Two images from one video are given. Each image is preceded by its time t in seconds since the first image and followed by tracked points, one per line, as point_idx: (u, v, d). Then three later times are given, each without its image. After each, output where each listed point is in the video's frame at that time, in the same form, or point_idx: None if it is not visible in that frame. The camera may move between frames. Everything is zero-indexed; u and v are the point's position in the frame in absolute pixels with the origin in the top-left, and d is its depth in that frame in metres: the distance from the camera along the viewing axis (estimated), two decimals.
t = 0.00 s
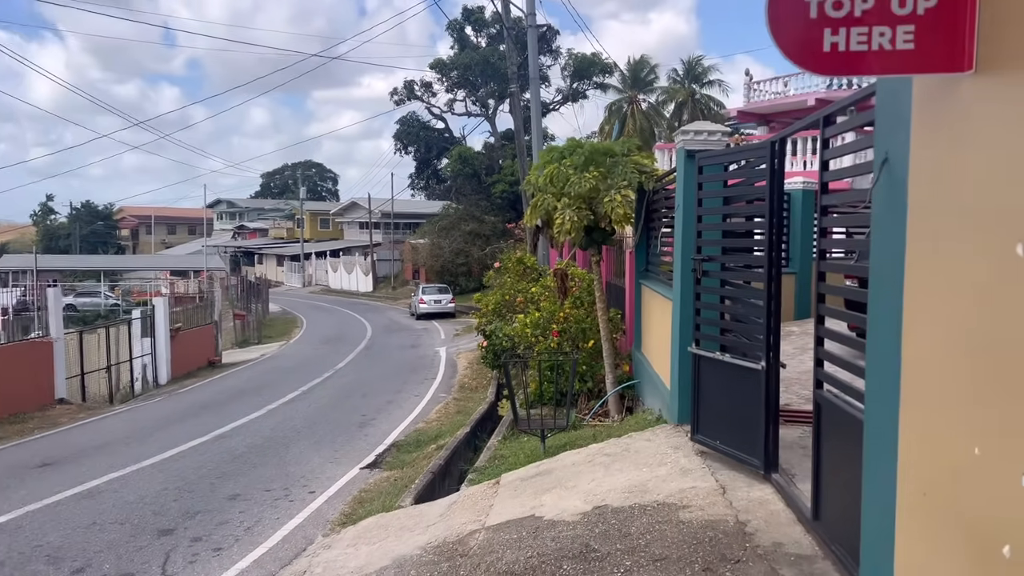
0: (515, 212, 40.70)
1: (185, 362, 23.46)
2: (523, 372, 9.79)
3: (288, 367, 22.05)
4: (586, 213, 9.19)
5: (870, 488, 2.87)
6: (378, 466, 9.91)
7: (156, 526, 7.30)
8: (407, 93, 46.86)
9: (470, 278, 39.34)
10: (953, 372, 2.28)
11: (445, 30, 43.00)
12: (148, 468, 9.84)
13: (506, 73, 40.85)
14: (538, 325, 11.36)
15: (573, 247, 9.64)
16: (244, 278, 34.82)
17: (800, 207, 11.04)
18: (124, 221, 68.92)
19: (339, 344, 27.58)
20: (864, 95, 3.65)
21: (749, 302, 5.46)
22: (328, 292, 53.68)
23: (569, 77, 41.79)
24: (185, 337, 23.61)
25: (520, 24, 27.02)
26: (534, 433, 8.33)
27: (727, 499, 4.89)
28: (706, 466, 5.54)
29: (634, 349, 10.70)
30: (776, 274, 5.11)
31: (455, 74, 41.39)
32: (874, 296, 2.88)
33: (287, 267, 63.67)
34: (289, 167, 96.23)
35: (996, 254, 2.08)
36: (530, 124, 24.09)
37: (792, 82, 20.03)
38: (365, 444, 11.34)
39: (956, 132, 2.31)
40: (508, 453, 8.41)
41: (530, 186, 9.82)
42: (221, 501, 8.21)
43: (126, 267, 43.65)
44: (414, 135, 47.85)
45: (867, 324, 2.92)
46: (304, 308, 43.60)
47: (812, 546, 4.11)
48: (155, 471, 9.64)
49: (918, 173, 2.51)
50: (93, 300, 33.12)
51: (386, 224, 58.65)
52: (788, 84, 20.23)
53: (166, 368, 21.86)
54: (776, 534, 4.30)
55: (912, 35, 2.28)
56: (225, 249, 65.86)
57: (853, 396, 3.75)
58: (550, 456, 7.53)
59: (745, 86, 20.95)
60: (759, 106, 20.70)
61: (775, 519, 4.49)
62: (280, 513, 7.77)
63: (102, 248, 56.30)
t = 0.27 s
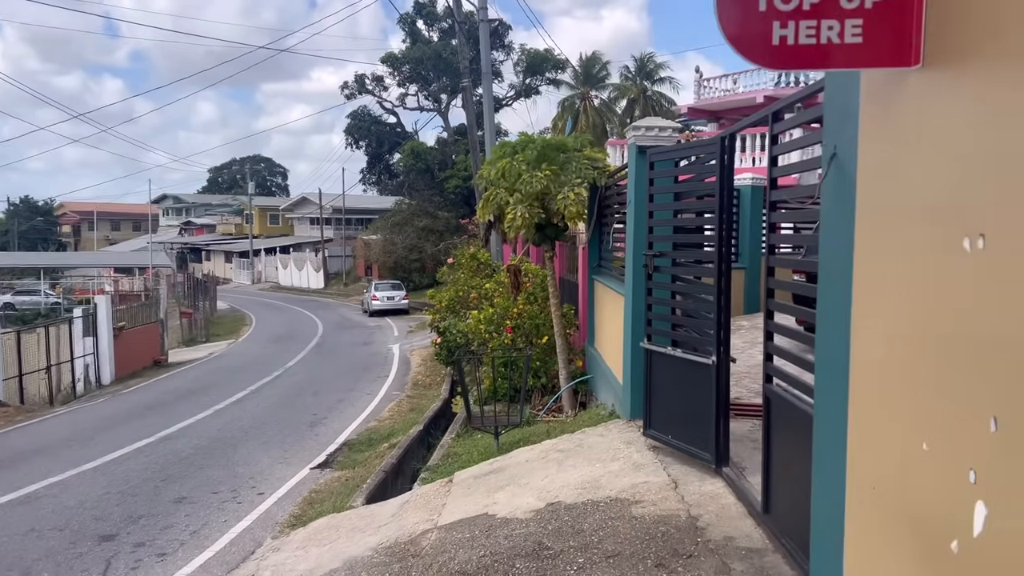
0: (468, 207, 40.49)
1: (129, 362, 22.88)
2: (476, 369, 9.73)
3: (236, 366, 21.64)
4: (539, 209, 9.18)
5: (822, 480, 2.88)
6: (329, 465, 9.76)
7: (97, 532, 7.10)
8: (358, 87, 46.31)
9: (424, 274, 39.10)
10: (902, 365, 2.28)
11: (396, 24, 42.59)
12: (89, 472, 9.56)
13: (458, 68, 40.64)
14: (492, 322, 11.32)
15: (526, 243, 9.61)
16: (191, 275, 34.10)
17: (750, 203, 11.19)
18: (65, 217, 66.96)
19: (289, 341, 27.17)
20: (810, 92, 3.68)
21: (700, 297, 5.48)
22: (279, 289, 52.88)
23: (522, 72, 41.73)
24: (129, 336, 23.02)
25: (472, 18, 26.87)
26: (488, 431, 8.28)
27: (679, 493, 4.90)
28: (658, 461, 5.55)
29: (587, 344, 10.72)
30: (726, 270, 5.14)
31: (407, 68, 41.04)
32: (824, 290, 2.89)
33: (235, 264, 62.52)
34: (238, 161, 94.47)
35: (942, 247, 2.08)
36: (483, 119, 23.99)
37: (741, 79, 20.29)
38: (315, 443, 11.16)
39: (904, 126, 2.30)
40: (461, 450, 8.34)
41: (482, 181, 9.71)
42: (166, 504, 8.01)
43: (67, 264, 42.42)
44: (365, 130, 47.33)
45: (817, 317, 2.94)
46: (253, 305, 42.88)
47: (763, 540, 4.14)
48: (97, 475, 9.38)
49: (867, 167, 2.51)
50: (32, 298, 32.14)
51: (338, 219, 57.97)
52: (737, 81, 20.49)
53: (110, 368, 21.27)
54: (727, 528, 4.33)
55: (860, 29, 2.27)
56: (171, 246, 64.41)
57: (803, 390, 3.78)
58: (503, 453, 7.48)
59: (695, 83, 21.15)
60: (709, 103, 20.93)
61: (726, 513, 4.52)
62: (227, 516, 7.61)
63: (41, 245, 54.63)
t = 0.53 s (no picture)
0: (438, 204, 40.16)
1: (91, 361, 22.46)
2: (445, 366, 9.65)
3: (202, 365, 21.33)
4: (509, 205, 9.09)
5: (792, 477, 2.87)
6: (296, 466, 9.62)
7: (55, 537, 6.93)
8: (326, 82, 45.83)
9: (393, 271, 38.79)
10: (876, 363, 2.25)
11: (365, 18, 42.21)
12: (48, 475, 9.34)
13: (427, 64, 40.39)
14: (462, 319, 11.24)
15: (496, 240, 9.54)
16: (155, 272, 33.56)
17: (719, 200, 11.24)
18: (25, 213, 65.54)
19: (257, 340, 26.84)
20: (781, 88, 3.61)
21: (670, 294, 5.45)
22: (246, 286, 52.25)
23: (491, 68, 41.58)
24: (91, 335, 22.59)
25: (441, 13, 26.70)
26: (457, 429, 8.20)
27: (650, 491, 4.87)
28: (628, 459, 5.52)
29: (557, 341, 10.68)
30: (696, 267, 5.11)
31: (375, 64, 40.72)
32: (795, 285, 2.87)
33: (202, 261, 61.67)
34: (204, 157, 93.15)
35: (918, 243, 2.05)
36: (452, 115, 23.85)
37: (709, 77, 20.40)
38: (282, 443, 11.01)
39: (877, 120, 2.27)
40: (431, 450, 8.26)
41: (452, 177, 9.63)
42: (127, 507, 7.84)
43: (27, 261, 41.55)
44: (334, 126, 46.89)
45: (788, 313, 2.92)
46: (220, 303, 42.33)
47: (733, 537, 4.12)
48: (57, 477, 9.16)
49: (840, 161, 2.49)
50: None
51: (306, 216, 57.41)
52: (706, 79, 20.59)
53: (71, 367, 20.87)
54: (698, 526, 4.30)
55: (834, 20, 2.22)
56: (135, 242, 63.34)
57: (774, 388, 3.75)
58: (474, 452, 7.41)
59: (664, 80, 21.22)
60: (678, 100, 21.01)
61: (697, 511, 4.50)
62: (191, 518, 7.46)
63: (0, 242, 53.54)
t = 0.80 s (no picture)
0: (421, 202, 39.76)
1: (67, 361, 22.14)
2: (427, 365, 9.56)
3: (181, 364, 21.09)
4: (491, 202, 9.01)
5: (780, 479, 2.82)
6: (275, 467, 9.49)
7: (27, 542, 6.78)
8: (307, 79, 45.46)
9: (376, 269, 38.98)
10: (868, 366, 2.20)
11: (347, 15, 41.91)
12: (21, 477, 9.16)
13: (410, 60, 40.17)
14: (445, 317, 11.16)
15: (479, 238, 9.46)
16: (134, 270, 33.17)
17: (702, 197, 11.21)
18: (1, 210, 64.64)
19: (237, 338, 26.59)
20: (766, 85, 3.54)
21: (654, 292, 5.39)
22: (226, 284, 51.80)
23: (474, 66, 41.43)
24: (67, 334, 22.27)
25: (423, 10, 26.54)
26: (439, 430, 8.11)
27: (633, 493, 4.81)
28: (611, 459, 5.46)
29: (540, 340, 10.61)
30: (680, 266, 5.06)
31: (357, 60, 40.46)
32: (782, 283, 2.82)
33: (182, 258, 61.08)
34: (184, 154, 92.30)
35: (912, 244, 2.00)
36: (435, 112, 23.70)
37: (693, 75, 20.39)
38: (262, 444, 10.87)
39: (869, 115, 2.22)
40: (412, 450, 8.16)
41: (434, 174, 9.53)
42: (102, 510, 7.69)
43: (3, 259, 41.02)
44: (315, 122, 46.54)
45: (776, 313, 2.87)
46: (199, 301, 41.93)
47: (718, 540, 4.06)
48: (29, 480, 8.99)
49: (830, 159, 2.44)
50: None
51: (288, 213, 57.00)
52: (689, 77, 20.58)
53: (47, 367, 20.57)
54: (682, 528, 4.25)
55: (826, 12, 2.17)
56: (114, 240, 62.66)
57: (758, 388, 3.69)
58: (456, 453, 7.32)
59: (648, 78, 21.19)
60: (661, 98, 21.00)
61: (681, 513, 4.44)
62: (166, 522, 7.32)
63: None
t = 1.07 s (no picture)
0: (413, 199, 39.63)
1: (55, 359, 21.95)
2: (418, 364, 9.49)
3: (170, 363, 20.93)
4: (483, 200, 8.93)
5: (782, 484, 2.76)
6: (264, 467, 9.39)
7: (11, 543, 6.67)
8: (299, 76, 45.25)
9: (367, 268, 38.82)
10: (875, 367, 2.13)
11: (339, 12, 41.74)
12: (5, 477, 9.04)
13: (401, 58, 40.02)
14: (436, 316, 11.07)
15: (470, 236, 9.38)
16: (123, 268, 32.95)
17: (694, 195, 11.17)
18: None
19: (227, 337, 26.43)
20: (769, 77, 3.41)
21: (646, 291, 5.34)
22: (217, 282, 51.55)
23: (466, 64, 41.32)
24: (55, 331, 22.07)
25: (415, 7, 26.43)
26: (430, 430, 8.03)
27: (626, 495, 4.74)
28: (603, 461, 5.39)
29: (532, 339, 10.55)
30: (675, 264, 4.99)
31: (349, 57, 40.29)
32: (784, 279, 2.75)
33: (172, 256, 60.75)
34: (174, 151, 91.81)
35: (920, 241, 1.93)
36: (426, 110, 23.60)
37: (685, 73, 20.36)
38: (251, 444, 10.75)
39: (877, 108, 2.15)
40: (403, 450, 8.08)
41: (425, 172, 9.44)
42: (87, 511, 7.58)
43: None
44: (306, 120, 46.33)
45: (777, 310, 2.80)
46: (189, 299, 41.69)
47: (713, 544, 4.00)
48: (15, 480, 8.87)
49: (835, 151, 2.36)
50: None
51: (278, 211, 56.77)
52: (682, 76, 20.56)
53: (34, 365, 20.39)
54: (676, 532, 4.18)
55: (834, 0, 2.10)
56: (103, 238, 62.28)
57: (756, 390, 3.63)
58: (447, 453, 7.24)
59: (640, 76, 21.17)
60: (653, 97, 20.97)
61: (675, 516, 4.38)
62: (153, 523, 7.21)
63: None
